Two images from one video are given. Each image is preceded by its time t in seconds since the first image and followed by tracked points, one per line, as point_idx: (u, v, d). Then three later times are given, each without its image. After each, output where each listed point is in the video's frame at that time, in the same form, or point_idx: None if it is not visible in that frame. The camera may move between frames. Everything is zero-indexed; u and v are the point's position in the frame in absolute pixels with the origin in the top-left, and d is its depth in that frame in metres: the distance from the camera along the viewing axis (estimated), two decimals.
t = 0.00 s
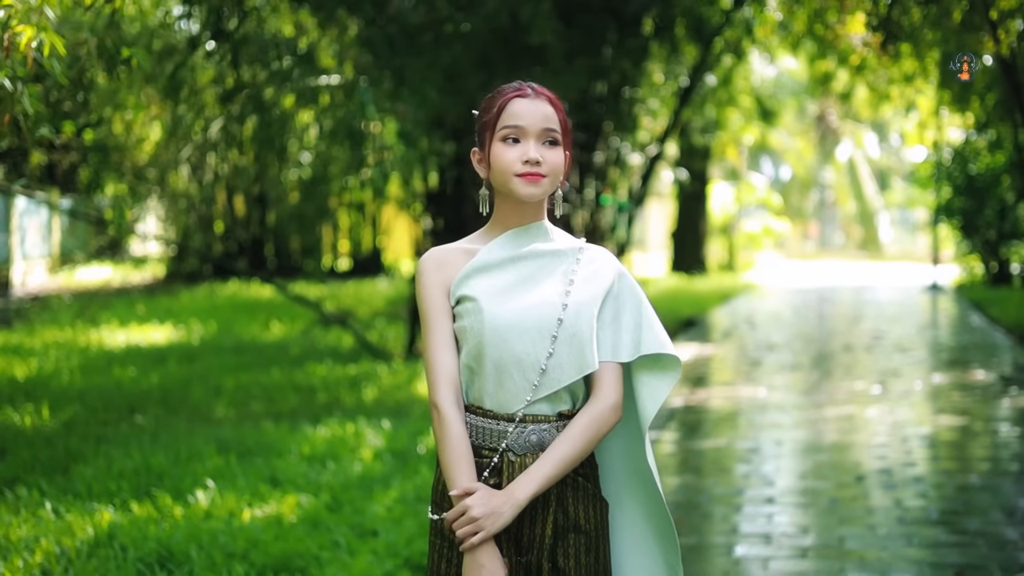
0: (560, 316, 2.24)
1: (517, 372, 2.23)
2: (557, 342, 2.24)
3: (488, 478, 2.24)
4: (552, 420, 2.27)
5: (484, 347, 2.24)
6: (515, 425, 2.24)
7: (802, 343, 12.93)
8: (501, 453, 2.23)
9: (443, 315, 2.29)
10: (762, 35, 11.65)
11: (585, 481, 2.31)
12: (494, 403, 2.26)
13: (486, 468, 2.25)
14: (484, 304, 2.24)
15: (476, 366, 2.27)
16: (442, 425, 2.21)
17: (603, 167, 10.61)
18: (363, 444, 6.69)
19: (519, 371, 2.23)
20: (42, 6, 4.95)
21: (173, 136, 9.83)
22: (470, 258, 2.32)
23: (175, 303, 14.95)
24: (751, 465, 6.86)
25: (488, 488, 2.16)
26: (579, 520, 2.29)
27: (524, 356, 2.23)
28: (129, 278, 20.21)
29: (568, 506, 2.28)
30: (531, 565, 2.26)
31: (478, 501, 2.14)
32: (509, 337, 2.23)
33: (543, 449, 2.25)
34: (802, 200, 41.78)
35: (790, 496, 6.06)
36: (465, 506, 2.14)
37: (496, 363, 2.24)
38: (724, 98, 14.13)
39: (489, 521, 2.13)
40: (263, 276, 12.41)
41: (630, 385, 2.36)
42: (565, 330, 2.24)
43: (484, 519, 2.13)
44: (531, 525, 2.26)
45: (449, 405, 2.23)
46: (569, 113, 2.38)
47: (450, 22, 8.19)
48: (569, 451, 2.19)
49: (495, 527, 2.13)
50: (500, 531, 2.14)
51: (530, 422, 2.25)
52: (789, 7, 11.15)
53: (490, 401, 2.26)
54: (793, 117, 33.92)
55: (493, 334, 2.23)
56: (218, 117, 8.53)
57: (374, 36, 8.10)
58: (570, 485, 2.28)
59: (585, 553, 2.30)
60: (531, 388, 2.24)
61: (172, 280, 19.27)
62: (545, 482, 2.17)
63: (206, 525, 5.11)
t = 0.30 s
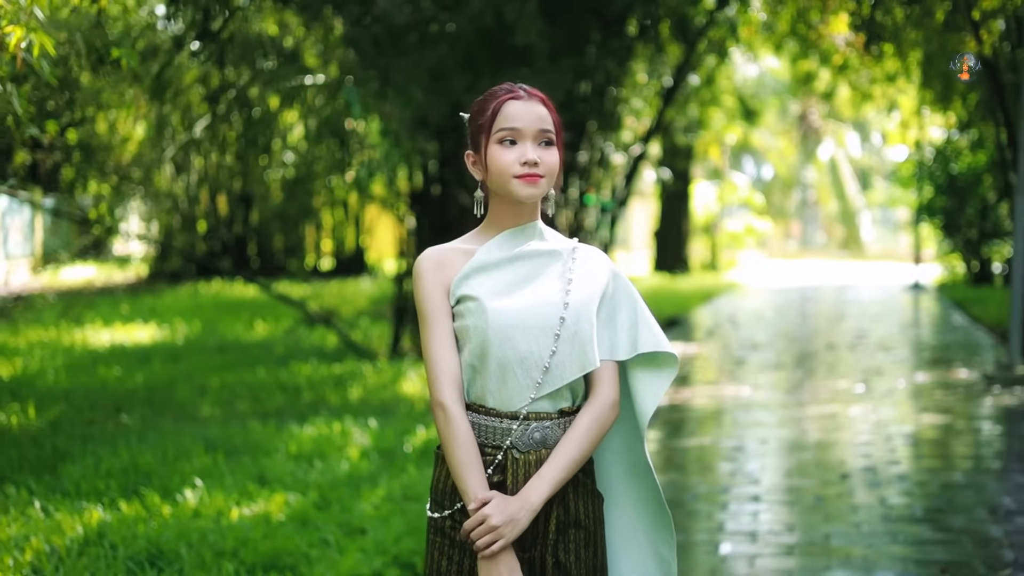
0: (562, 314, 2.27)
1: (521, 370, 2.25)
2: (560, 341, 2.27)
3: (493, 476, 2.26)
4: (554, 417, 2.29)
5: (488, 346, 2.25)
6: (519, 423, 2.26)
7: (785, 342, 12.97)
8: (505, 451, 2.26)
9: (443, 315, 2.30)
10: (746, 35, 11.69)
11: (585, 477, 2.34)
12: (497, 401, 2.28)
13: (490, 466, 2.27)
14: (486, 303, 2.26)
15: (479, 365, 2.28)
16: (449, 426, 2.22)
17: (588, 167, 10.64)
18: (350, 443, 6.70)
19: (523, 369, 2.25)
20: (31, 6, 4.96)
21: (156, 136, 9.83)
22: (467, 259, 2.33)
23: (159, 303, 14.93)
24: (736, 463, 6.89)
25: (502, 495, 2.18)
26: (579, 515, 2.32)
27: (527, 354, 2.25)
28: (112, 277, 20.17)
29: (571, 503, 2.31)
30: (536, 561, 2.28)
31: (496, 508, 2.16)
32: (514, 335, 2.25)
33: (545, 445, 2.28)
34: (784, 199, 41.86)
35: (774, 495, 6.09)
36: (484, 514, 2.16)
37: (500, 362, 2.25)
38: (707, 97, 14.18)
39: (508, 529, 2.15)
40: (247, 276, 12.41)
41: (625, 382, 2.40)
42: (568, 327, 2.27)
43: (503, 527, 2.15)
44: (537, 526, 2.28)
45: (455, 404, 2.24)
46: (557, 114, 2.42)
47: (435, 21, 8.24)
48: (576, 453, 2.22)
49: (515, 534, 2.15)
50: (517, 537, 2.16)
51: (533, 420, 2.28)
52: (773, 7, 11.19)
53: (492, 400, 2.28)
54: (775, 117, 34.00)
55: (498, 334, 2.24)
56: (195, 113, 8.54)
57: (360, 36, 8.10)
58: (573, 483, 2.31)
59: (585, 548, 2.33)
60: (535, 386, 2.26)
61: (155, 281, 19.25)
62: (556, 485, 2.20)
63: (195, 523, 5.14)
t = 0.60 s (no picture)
0: (564, 313, 2.32)
1: (524, 368, 2.29)
2: (562, 338, 2.31)
3: (497, 472, 2.30)
4: (556, 414, 2.34)
5: (491, 344, 2.29)
6: (523, 420, 2.31)
7: (768, 341, 13.02)
8: (510, 448, 2.30)
9: (443, 315, 2.32)
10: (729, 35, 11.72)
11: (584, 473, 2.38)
12: (501, 399, 2.31)
13: (494, 463, 2.31)
14: (490, 302, 2.29)
15: (482, 363, 2.31)
16: (456, 425, 2.25)
17: (572, 167, 10.67)
18: (336, 442, 6.72)
19: (526, 367, 2.29)
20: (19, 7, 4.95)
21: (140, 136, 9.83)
22: (465, 258, 2.36)
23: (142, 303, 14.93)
24: (720, 461, 6.93)
25: (508, 491, 2.23)
26: (578, 511, 2.38)
27: (531, 352, 2.29)
28: (94, 277, 20.13)
29: (571, 499, 2.36)
30: (538, 557, 2.34)
31: (506, 506, 2.20)
32: (518, 334, 2.28)
33: (546, 442, 2.32)
34: (765, 198, 41.96)
35: (759, 493, 6.13)
36: (495, 513, 2.19)
37: (503, 360, 2.29)
38: (689, 97, 14.22)
39: (519, 526, 2.19)
40: (231, 275, 12.41)
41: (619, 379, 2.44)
42: (569, 325, 2.32)
43: (515, 524, 2.19)
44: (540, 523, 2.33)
45: (461, 403, 2.27)
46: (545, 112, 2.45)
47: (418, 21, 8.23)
48: (580, 448, 2.28)
49: (526, 531, 2.19)
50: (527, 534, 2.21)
51: (535, 417, 2.33)
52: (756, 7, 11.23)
53: (495, 397, 2.31)
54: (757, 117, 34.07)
55: (502, 333, 2.28)
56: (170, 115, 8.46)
57: (345, 36, 8.01)
58: (573, 480, 2.36)
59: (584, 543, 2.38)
60: (538, 383, 2.30)
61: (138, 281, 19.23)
62: (561, 481, 2.25)
63: (183, 522, 5.16)
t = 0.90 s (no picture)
0: (565, 311, 2.36)
1: (527, 366, 2.33)
2: (564, 336, 2.35)
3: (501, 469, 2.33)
4: (557, 410, 2.38)
5: (496, 343, 2.32)
6: (528, 417, 2.34)
7: (751, 340, 13.06)
8: (514, 445, 2.33)
9: (445, 314, 2.35)
10: (714, 35, 11.75)
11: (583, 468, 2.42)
12: (504, 396, 2.34)
13: (498, 460, 2.34)
14: (494, 301, 2.32)
15: (486, 361, 2.34)
16: (462, 424, 2.27)
17: (556, 167, 10.70)
18: (324, 441, 6.74)
19: (530, 365, 2.33)
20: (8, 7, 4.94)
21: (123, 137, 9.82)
22: (464, 258, 2.38)
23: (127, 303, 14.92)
24: (705, 460, 6.96)
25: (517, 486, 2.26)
26: (578, 506, 2.42)
27: (534, 351, 2.33)
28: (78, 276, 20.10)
29: (571, 495, 2.40)
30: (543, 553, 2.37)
31: (516, 500, 2.23)
32: (520, 332, 2.32)
33: (550, 439, 2.36)
34: (748, 199, 42.02)
35: (743, 491, 6.16)
36: (506, 508, 2.23)
37: (507, 358, 2.32)
38: (671, 97, 14.25)
39: (528, 521, 2.23)
40: (216, 275, 12.42)
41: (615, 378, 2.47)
42: (570, 324, 2.36)
43: (526, 519, 2.23)
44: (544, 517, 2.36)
45: (466, 401, 2.29)
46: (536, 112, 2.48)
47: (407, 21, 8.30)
48: (583, 443, 2.32)
49: (535, 526, 2.24)
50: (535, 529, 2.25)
51: (537, 414, 2.36)
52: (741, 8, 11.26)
53: (498, 396, 2.34)
54: (739, 117, 34.12)
55: (507, 331, 2.31)
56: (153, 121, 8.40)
57: (332, 36, 8.02)
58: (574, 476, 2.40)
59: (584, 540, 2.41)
60: (542, 380, 2.34)
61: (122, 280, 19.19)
62: (565, 476, 2.29)
63: (173, 521, 5.17)
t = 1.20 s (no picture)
0: (561, 309, 2.38)
1: (525, 363, 2.35)
2: (561, 334, 2.38)
3: (500, 465, 2.36)
4: (553, 407, 2.40)
5: (494, 341, 2.34)
6: (526, 413, 2.36)
7: (735, 340, 13.10)
8: (513, 441, 2.36)
9: (444, 313, 2.37)
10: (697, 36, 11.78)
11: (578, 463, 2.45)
12: (503, 393, 2.36)
13: (497, 456, 2.36)
14: (493, 299, 2.34)
15: (485, 359, 2.36)
16: (463, 420, 2.29)
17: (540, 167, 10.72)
18: (311, 440, 6.77)
19: (527, 363, 2.35)
20: None
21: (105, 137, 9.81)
22: (462, 258, 2.41)
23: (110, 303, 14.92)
24: (690, 458, 6.99)
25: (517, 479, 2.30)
26: (574, 501, 2.45)
27: (532, 348, 2.35)
28: (60, 276, 20.08)
29: (568, 490, 2.43)
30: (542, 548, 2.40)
31: (518, 493, 2.27)
32: (519, 330, 2.34)
33: (547, 435, 2.39)
34: (730, 199, 42.12)
35: (730, 490, 6.18)
36: (507, 500, 2.26)
37: (506, 356, 2.35)
38: (654, 98, 14.29)
39: (529, 512, 2.26)
40: (200, 275, 12.42)
41: (610, 376, 2.50)
42: (567, 322, 2.38)
43: (526, 510, 2.27)
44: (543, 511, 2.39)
45: (466, 397, 2.32)
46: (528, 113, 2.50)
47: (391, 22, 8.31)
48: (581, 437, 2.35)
49: (536, 516, 2.27)
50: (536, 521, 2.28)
51: (535, 410, 2.39)
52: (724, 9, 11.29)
53: (496, 393, 2.37)
54: (721, 117, 34.17)
55: (506, 329, 2.34)
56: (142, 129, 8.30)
57: (318, 36, 8.07)
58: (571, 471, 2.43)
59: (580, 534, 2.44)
60: (539, 377, 2.37)
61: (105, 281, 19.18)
62: (565, 470, 2.32)
63: (161, 520, 5.18)
